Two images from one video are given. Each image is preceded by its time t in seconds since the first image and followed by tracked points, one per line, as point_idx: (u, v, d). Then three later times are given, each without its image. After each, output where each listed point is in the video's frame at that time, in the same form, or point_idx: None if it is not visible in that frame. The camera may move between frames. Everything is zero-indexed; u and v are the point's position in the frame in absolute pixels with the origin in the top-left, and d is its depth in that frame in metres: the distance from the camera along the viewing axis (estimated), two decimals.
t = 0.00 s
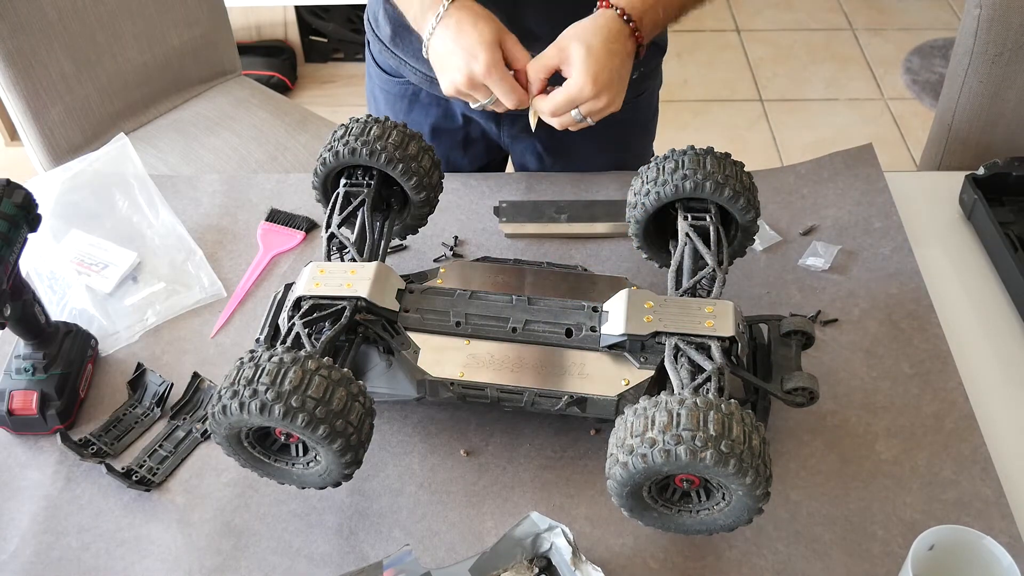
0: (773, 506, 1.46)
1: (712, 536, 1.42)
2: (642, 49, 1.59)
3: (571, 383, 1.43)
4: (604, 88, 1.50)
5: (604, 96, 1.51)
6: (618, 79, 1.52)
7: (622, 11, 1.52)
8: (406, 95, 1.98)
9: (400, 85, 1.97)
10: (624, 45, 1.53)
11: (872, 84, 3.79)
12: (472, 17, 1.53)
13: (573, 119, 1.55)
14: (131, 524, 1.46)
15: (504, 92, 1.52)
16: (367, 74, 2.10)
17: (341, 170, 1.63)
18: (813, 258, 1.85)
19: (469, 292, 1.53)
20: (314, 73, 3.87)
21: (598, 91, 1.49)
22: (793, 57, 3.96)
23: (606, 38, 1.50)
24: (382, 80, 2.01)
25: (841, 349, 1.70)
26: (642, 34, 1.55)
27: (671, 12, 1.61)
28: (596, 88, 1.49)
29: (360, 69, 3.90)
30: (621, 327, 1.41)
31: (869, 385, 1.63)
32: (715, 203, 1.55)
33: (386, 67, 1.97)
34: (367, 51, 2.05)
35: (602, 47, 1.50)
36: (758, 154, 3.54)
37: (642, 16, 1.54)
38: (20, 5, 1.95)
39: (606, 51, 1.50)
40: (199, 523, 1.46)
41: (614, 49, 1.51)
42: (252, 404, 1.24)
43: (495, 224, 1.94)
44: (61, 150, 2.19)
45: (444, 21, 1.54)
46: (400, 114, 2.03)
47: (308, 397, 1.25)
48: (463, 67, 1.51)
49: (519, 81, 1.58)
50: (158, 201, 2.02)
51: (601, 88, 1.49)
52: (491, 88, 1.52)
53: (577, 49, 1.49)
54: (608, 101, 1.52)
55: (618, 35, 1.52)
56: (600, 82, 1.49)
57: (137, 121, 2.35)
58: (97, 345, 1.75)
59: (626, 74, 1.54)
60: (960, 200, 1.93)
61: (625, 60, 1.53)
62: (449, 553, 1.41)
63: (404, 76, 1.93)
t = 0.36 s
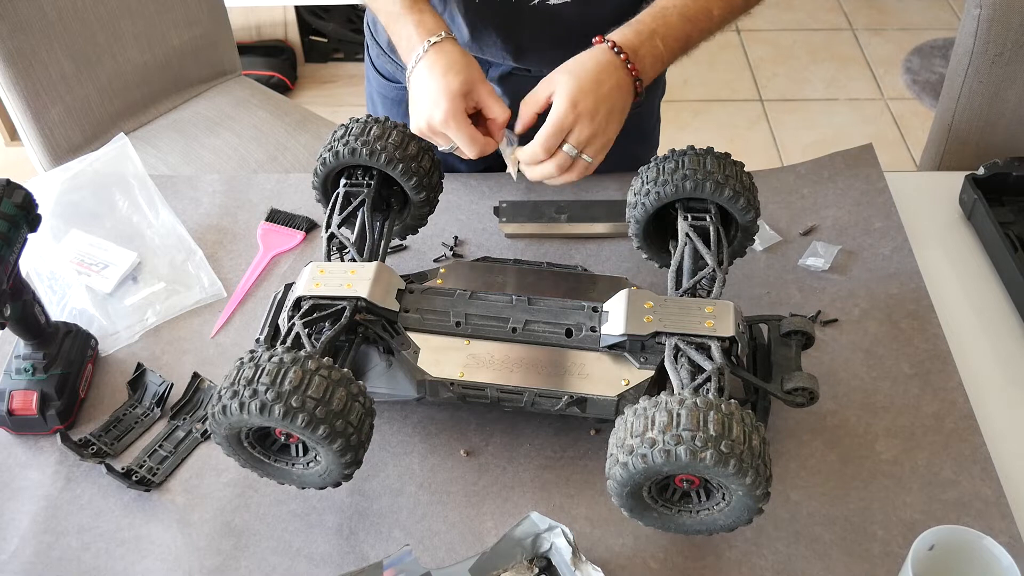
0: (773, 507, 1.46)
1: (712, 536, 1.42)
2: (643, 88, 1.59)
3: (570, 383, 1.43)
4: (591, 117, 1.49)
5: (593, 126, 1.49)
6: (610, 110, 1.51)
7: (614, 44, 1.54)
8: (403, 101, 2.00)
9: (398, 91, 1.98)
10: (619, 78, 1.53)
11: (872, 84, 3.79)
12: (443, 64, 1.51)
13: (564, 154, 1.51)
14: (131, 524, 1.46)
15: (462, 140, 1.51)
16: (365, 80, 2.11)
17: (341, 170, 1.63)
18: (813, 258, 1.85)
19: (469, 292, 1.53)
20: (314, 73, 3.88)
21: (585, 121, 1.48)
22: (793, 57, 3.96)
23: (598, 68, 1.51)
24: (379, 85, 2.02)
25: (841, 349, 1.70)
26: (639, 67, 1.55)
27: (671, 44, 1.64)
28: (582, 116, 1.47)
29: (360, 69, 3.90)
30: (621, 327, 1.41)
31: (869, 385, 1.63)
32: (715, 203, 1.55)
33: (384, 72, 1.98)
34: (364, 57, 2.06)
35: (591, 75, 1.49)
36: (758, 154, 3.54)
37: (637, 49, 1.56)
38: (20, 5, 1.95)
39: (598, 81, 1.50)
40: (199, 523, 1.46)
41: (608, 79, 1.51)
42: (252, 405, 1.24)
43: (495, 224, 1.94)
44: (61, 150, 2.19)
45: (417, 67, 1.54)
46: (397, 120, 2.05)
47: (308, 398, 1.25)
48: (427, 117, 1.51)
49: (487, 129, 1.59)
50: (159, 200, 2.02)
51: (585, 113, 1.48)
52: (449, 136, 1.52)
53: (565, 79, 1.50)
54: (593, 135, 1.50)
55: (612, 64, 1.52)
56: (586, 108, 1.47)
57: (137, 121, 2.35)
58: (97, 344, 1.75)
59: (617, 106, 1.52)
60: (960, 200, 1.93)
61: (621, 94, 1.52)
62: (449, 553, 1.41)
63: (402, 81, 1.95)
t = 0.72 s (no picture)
0: (773, 507, 1.46)
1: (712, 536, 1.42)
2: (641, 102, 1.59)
3: (570, 383, 1.43)
4: (599, 110, 1.47)
5: (600, 118, 1.48)
6: (615, 109, 1.51)
7: (618, 56, 1.54)
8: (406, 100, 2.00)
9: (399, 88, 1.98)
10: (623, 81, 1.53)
11: (872, 84, 3.79)
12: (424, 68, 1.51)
13: (567, 139, 1.47)
14: (131, 524, 1.46)
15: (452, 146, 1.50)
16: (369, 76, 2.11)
17: (341, 170, 1.63)
18: (813, 258, 1.85)
19: (469, 292, 1.53)
20: (314, 74, 3.88)
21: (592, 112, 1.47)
22: (793, 57, 3.96)
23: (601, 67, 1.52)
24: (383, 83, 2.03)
25: (841, 349, 1.70)
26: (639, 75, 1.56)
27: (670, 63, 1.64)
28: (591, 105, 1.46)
29: (360, 69, 3.90)
30: (621, 327, 1.41)
31: (869, 385, 1.63)
32: (715, 203, 1.55)
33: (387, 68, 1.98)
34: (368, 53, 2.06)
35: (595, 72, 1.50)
36: (758, 154, 3.54)
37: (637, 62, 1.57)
38: (20, 5, 1.95)
39: (605, 76, 1.50)
40: (199, 523, 1.46)
41: (615, 79, 1.52)
42: (252, 404, 1.24)
43: (495, 224, 1.94)
44: (61, 150, 2.19)
45: (401, 74, 1.56)
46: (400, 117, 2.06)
47: (308, 398, 1.25)
48: (413, 125, 1.52)
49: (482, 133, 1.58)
50: (158, 200, 2.02)
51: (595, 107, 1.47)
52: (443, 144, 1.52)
53: (571, 74, 1.50)
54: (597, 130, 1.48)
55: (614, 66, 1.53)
56: (596, 100, 1.47)
57: (137, 121, 2.35)
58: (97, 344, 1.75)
59: (620, 105, 1.52)
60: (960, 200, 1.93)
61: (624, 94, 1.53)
62: (449, 553, 1.41)
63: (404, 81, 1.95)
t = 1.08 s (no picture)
0: (773, 507, 1.46)
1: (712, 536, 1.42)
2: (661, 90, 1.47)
3: (570, 383, 1.43)
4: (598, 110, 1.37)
5: (605, 119, 1.38)
6: (624, 103, 1.39)
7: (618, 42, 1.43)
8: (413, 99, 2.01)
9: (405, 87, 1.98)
10: (631, 74, 1.41)
11: (872, 84, 3.79)
12: (445, 112, 1.47)
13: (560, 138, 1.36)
14: (131, 524, 1.46)
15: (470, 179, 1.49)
16: (374, 75, 2.11)
17: (341, 170, 1.63)
18: (813, 258, 1.85)
19: (469, 292, 1.53)
20: (314, 74, 3.87)
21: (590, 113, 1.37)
22: (793, 57, 3.96)
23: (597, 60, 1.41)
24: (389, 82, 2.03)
25: (841, 349, 1.70)
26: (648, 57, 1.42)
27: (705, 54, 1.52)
28: (591, 107, 1.36)
29: (360, 69, 3.90)
30: (621, 327, 1.41)
31: (868, 386, 1.63)
32: (715, 203, 1.55)
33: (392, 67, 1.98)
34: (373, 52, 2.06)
35: (595, 69, 1.39)
36: (758, 154, 3.54)
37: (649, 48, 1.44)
38: (20, 5, 1.95)
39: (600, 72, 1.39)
40: (199, 523, 1.46)
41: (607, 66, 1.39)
42: (252, 404, 1.24)
43: (495, 224, 1.94)
44: (61, 150, 2.19)
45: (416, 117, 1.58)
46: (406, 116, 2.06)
47: (308, 398, 1.25)
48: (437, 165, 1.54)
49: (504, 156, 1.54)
50: (158, 200, 2.02)
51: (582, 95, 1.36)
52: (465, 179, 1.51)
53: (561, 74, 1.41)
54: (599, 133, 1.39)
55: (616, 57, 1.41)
56: (580, 90, 1.36)
57: (137, 121, 2.35)
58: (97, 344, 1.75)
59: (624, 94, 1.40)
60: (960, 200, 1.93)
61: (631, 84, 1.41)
62: (449, 553, 1.41)
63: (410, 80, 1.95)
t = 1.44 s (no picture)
0: (773, 507, 1.46)
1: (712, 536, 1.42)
2: (630, 97, 1.45)
3: (570, 383, 1.43)
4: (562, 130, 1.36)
5: (571, 137, 1.36)
6: (587, 115, 1.38)
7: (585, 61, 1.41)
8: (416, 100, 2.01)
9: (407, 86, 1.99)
10: (592, 94, 1.39)
11: (872, 84, 3.79)
12: (450, 167, 1.52)
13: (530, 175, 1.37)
14: (131, 524, 1.46)
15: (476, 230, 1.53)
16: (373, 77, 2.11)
17: (341, 170, 1.63)
18: (813, 258, 1.85)
19: (469, 292, 1.53)
20: (314, 74, 3.87)
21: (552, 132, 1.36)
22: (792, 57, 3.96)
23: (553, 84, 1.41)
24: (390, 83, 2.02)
25: (841, 349, 1.70)
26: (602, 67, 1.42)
27: (677, 55, 1.50)
28: (552, 130, 1.35)
29: (360, 69, 3.90)
30: (621, 327, 1.42)
31: (868, 385, 1.63)
32: (715, 203, 1.55)
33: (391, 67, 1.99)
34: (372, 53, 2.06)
35: (558, 96, 1.38)
36: (759, 154, 3.54)
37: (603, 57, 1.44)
38: (20, 5, 1.95)
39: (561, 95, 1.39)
40: (199, 523, 1.46)
41: (576, 94, 1.38)
42: (252, 404, 1.24)
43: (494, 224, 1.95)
44: (61, 150, 2.19)
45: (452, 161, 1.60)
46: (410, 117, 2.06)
47: (308, 397, 1.25)
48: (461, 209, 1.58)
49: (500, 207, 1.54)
50: (159, 200, 2.02)
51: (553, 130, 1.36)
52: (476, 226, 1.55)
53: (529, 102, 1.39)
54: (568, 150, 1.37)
55: (573, 75, 1.40)
56: (551, 123, 1.35)
57: (137, 121, 2.35)
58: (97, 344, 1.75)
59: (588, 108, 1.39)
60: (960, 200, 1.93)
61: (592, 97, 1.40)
62: (448, 553, 1.41)
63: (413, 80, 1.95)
